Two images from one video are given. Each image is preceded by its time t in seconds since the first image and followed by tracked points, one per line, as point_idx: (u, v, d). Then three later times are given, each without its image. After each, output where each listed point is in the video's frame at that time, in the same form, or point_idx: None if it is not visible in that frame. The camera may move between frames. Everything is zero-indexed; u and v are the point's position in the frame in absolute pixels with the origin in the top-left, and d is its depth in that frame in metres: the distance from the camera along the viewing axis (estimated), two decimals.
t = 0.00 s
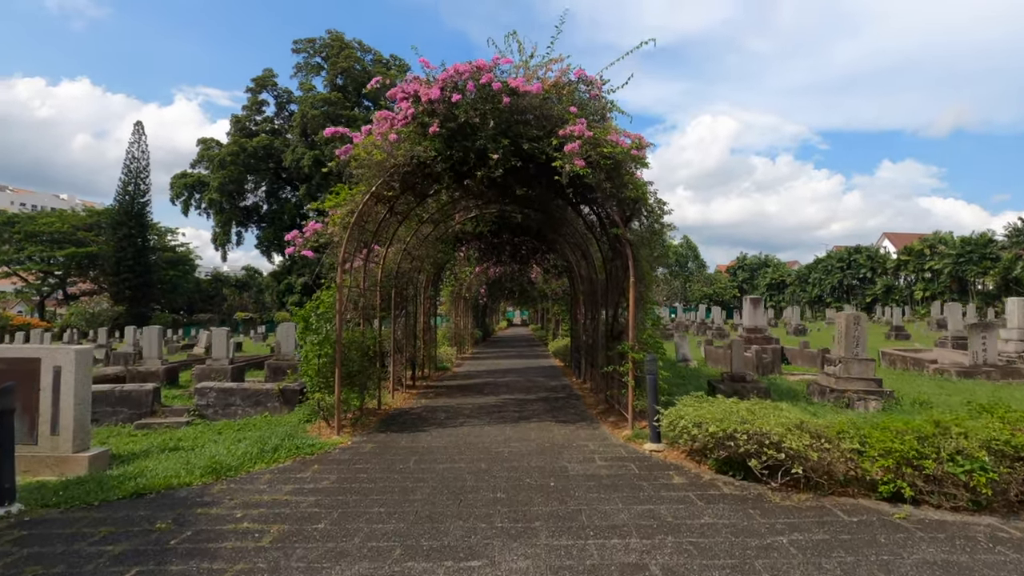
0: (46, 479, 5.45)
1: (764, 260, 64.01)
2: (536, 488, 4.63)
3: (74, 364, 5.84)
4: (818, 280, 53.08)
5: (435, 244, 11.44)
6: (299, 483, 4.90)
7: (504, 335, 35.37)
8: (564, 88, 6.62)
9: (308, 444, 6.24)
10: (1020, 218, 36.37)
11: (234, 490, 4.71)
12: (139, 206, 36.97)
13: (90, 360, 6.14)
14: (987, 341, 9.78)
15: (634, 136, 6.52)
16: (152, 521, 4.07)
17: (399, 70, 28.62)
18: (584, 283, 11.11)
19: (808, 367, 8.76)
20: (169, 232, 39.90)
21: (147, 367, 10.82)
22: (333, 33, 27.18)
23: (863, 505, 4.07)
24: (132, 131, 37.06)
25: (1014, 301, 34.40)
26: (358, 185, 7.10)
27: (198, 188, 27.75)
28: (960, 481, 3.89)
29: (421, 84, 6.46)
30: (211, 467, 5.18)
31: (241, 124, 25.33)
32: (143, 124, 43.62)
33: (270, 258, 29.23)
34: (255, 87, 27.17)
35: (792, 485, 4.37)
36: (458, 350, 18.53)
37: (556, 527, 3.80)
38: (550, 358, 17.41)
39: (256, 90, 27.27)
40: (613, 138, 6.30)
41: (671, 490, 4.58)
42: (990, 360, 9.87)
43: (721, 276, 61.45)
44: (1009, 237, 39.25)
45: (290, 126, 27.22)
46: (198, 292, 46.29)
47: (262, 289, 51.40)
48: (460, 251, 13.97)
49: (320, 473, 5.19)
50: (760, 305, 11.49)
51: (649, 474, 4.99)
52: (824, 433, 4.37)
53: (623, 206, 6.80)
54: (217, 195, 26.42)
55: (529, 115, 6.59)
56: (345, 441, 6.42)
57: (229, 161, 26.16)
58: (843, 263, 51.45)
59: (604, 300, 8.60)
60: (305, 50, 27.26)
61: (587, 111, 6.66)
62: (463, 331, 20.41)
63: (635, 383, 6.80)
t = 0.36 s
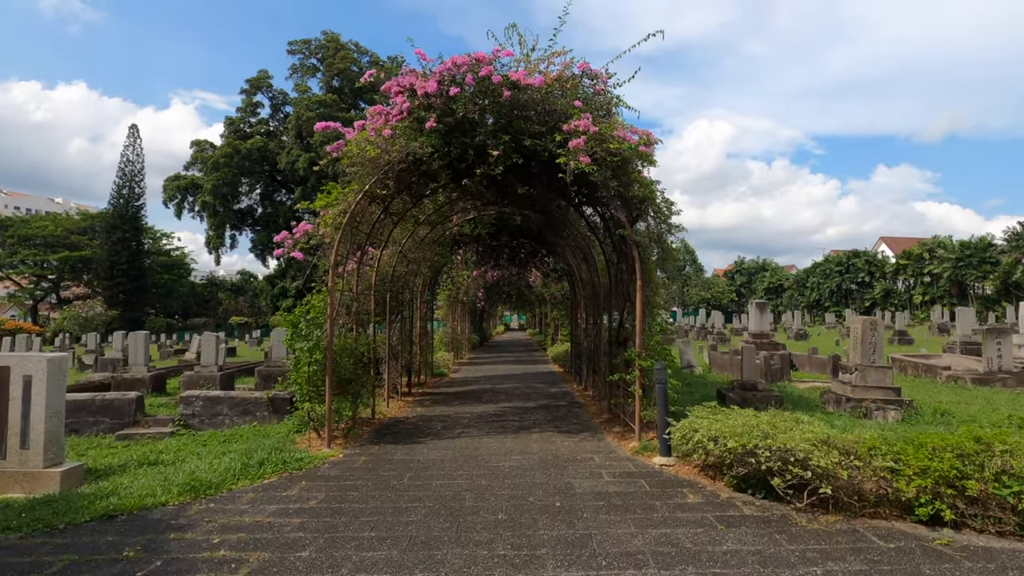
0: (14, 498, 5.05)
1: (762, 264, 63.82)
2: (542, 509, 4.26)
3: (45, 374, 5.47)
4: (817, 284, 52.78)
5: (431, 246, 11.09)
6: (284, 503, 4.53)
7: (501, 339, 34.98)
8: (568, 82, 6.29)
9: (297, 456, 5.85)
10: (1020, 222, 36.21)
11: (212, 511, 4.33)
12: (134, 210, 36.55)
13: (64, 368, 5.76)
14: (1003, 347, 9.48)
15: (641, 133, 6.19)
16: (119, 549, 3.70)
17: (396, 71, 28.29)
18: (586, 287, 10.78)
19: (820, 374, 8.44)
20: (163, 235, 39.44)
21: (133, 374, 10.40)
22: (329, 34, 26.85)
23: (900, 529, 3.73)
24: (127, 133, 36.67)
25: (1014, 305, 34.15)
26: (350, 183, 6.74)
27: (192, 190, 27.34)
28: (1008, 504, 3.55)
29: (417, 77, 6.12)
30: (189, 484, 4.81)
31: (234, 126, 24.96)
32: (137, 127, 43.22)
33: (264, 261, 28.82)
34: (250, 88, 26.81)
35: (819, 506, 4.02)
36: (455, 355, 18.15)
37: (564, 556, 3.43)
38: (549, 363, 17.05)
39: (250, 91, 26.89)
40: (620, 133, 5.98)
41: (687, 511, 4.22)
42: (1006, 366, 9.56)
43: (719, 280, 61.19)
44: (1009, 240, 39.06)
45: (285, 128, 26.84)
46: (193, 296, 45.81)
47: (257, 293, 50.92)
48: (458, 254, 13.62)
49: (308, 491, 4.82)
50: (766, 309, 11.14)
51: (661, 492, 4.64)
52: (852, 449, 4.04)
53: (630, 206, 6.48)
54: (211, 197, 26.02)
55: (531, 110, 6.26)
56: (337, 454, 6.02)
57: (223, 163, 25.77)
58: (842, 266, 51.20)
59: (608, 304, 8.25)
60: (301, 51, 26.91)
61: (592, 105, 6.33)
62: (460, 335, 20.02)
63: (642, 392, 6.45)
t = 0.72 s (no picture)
0: None
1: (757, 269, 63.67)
2: (544, 535, 3.86)
3: (5, 384, 5.04)
4: (812, 288, 52.64)
5: (425, 248, 10.69)
6: (260, 527, 4.11)
7: (495, 344, 34.55)
8: (569, 73, 5.93)
9: (278, 472, 5.43)
10: (1016, 226, 36.13)
11: (179, 538, 3.91)
12: (125, 213, 36.00)
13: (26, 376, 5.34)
14: (1017, 353, 9.19)
15: (647, 127, 5.85)
16: None
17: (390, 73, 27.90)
18: (585, 291, 10.44)
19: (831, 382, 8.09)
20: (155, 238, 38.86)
21: (114, 382, 9.94)
22: (323, 34, 26.47)
23: (944, 557, 3.37)
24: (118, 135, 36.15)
25: (1012, 309, 34.00)
26: (338, 180, 6.35)
27: (182, 193, 26.86)
28: None
29: (408, 67, 5.75)
30: (158, 505, 4.39)
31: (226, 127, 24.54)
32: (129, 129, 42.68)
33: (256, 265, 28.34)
34: (242, 89, 26.37)
35: (851, 531, 3.66)
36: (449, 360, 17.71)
37: None
38: (546, 369, 16.64)
39: (242, 92, 26.45)
40: (625, 128, 5.63)
41: (705, 536, 3.82)
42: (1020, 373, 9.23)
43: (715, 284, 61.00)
44: (1006, 244, 39.03)
45: (277, 129, 26.40)
46: (185, 300, 45.20)
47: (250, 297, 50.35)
48: (452, 257, 13.24)
49: (288, 513, 4.40)
50: (770, 313, 10.78)
51: (674, 514, 4.24)
52: (888, 469, 3.69)
53: (634, 204, 6.12)
54: (202, 199, 25.54)
55: (530, 102, 5.90)
56: (323, 469, 5.59)
57: (213, 165, 25.29)
58: (838, 271, 51.07)
59: (610, 309, 7.87)
60: (293, 51, 26.50)
61: (595, 98, 5.96)
62: (455, 340, 19.60)
63: (649, 402, 6.06)
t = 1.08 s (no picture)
0: None
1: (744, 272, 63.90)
2: (542, 558, 3.47)
3: None
4: (799, 292, 52.81)
5: (411, 248, 10.33)
6: (225, 550, 3.70)
7: (483, 348, 34.17)
8: (565, 59, 5.60)
9: (249, 485, 4.99)
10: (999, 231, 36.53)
11: (132, 565, 3.48)
12: (104, 215, 35.15)
13: None
14: (1017, 356, 9.03)
15: (648, 117, 5.54)
16: None
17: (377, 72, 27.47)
18: (577, 292, 10.11)
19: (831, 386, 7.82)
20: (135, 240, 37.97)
21: (80, 388, 9.39)
22: (308, 32, 25.98)
23: None
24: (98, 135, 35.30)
25: (995, 312, 34.26)
26: (319, 171, 5.96)
27: (162, 193, 26.18)
28: None
29: (394, 50, 5.42)
30: (112, 525, 3.95)
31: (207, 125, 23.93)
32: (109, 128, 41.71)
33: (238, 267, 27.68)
34: (224, 87, 25.78)
35: (878, 552, 3.33)
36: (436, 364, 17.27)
37: None
38: (535, 373, 16.28)
39: (225, 91, 25.88)
40: (624, 117, 5.33)
41: (719, 558, 3.47)
42: (1020, 376, 9.11)
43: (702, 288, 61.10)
44: (989, 248, 39.32)
45: (260, 128, 25.83)
46: (166, 304, 44.26)
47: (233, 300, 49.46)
48: (440, 258, 12.89)
49: (257, 533, 3.99)
50: (766, 316, 10.53)
51: (681, 532, 3.88)
52: (917, 483, 3.38)
53: (633, 198, 5.80)
54: (182, 200, 24.89)
55: (523, 90, 5.56)
56: (299, 482, 5.16)
57: (194, 164, 24.66)
58: (824, 274, 51.28)
59: (605, 310, 7.54)
60: (278, 49, 25.99)
61: (592, 86, 5.64)
62: (442, 344, 19.16)
63: (648, 408, 5.72)
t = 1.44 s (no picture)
0: None
1: (721, 274, 64.40)
2: None
3: None
4: (775, 293, 53.35)
5: (388, 249, 9.92)
6: None
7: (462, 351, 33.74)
8: (550, 47, 5.27)
9: (209, 504, 4.55)
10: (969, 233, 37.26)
11: None
12: (69, 215, 33.90)
13: None
14: (1004, 357, 8.99)
15: (638, 109, 5.24)
16: None
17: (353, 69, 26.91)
18: (560, 294, 9.82)
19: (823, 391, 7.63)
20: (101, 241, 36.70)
21: (32, 397, 8.76)
22: (282, 28, 25.34)
23: None
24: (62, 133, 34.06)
25: (966, 313, 34.89)
26: (287, 164, 5.55)
27: (129, 192, 25.25)
28: None
29: (368, 35, 5.03)
30: (47, 553, 3.47)
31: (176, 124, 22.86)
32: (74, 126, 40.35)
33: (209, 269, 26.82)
34: (194, 83, 24.98)
35: None
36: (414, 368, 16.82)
37: None
38: (516, 376, 15.95)
39: (195, 87, 25.07)
40: (614, 108, 5.03)
41: None
42: (1007, 378, 9.08)
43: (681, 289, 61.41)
44: (959, 250, 40.09)
45: (232, 126, 25.07)
46: (136, 307, 42.97)
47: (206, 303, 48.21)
48: (417, 259, 12.50)
49: (215, 562, 3.57)
50: (753, 317, 10.31)
51: (683, 554, 3.57)
52: (940, 501, 3.12)
53: (622, 195, 5.50)
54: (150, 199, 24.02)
55: (506, 79, 5.23)
56: (264, 502, 4.71)
57: (163, 163, 23.83)
58: (800, 276, 51.88)
59: (591, 312, 7.23)
60: (250, 45, 25.29)
61: (579, 75, 5.32)
62: (421, 347, 18.71)
63: (641, 416, 5.41)
